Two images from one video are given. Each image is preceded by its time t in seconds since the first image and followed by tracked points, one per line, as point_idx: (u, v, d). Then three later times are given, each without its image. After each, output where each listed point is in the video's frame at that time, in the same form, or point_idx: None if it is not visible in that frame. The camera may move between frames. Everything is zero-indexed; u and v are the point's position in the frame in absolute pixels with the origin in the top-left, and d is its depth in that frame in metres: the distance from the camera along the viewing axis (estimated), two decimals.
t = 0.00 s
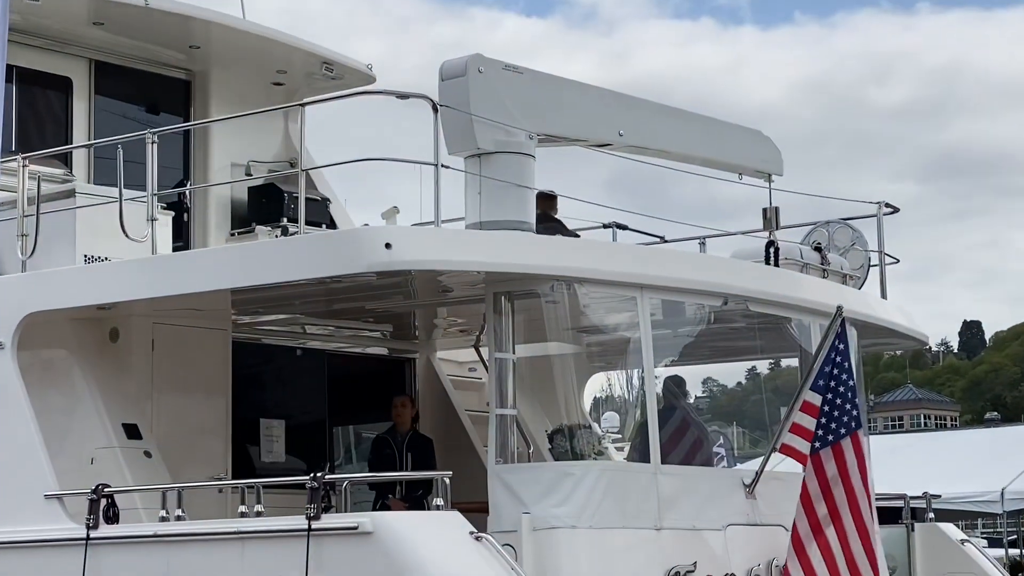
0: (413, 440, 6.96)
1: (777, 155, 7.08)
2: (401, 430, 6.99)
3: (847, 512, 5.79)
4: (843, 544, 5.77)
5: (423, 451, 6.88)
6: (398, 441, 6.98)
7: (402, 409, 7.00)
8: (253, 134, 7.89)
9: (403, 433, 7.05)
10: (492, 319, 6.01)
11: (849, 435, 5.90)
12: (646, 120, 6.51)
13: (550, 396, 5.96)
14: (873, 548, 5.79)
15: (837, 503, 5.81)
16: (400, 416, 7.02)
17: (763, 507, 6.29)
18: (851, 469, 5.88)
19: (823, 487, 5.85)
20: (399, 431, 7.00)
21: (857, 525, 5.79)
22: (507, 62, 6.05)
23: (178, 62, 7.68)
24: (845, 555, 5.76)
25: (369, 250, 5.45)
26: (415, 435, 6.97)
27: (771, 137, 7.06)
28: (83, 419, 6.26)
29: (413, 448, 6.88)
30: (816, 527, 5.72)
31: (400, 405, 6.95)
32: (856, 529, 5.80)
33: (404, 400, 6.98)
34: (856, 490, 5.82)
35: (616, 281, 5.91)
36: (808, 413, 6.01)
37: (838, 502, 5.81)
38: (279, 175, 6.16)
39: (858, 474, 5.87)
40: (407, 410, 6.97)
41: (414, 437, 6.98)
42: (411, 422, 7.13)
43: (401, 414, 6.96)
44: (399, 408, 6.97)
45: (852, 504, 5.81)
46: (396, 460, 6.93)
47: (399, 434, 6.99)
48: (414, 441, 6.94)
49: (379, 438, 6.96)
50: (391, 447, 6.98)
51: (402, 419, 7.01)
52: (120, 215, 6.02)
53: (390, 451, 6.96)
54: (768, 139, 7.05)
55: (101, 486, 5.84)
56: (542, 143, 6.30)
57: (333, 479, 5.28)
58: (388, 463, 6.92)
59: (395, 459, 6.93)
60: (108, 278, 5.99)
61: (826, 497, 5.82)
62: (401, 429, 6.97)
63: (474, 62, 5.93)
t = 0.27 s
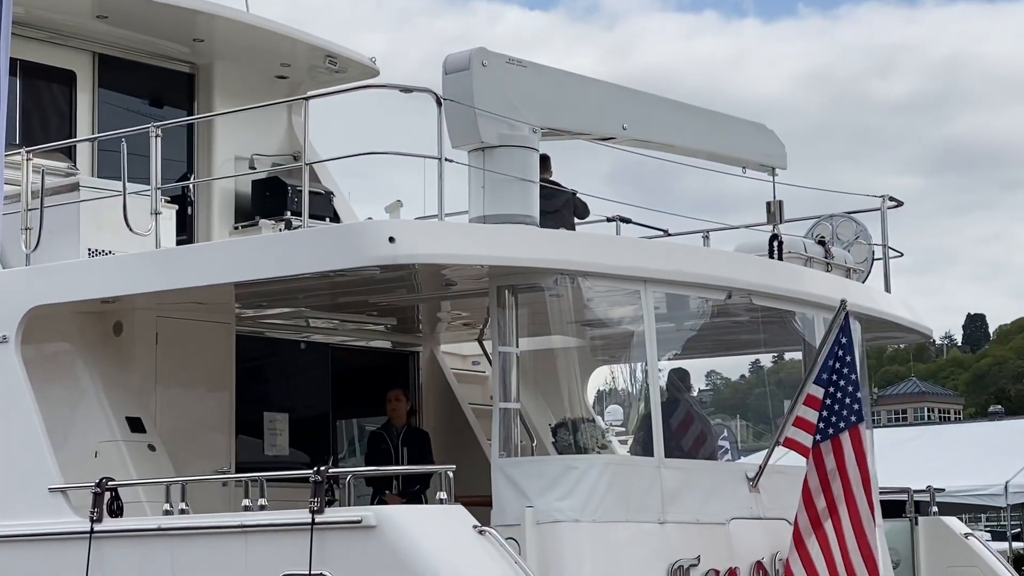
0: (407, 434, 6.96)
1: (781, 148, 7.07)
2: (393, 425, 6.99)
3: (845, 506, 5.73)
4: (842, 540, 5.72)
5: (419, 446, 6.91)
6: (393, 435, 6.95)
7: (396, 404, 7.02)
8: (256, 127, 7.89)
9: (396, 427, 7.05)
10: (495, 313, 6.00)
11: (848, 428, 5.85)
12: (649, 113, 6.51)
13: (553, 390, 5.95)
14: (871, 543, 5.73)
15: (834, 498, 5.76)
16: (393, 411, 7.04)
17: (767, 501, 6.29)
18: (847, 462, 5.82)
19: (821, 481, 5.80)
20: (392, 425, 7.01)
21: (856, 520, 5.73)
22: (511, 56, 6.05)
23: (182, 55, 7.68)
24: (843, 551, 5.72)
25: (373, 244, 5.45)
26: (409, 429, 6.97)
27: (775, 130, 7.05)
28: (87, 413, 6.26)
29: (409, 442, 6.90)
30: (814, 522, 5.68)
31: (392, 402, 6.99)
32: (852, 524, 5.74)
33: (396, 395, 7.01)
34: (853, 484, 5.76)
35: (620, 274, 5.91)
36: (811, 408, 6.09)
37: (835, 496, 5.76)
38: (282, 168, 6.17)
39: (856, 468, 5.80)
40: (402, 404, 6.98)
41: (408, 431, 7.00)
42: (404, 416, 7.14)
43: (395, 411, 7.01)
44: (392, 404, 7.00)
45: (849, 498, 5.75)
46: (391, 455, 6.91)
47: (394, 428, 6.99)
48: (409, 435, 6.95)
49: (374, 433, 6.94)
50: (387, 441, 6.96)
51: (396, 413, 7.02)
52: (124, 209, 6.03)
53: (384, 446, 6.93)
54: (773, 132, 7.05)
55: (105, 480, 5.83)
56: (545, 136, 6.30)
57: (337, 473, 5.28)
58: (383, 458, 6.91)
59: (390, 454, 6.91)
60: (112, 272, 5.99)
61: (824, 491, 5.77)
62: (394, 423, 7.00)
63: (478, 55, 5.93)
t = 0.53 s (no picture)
0: (393, 426, 7.34)
1: (786, 144, 7.07)
2: (382, 417, 7.33)
3: (855, 504, 5.77)
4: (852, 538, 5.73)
5: (404, 438, 7.30)
6: (379, 427, 7.33)
7: (385, 395, 7.32)
8: (261, 123, 7.89)
9: (380, 419, 7.38)
10: (500, 309, 6.02)
11: (856, 425, 5.93)
12: (655, 109, 6.51)
13: (558, 385, 5.96)
14: (882, 541, 5.75)
15: (845, 497, 5.79)
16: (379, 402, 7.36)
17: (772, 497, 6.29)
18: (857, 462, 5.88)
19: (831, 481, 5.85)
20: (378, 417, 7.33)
21: (866, 519, 5.76)
22: (516, 52, 6.05)
23: (187, 50, 7.68)
24: (854, 550, 5.73)
25: (378, 240, 5.45)
26: (394, 421, 7.34)
27: (780, 127, 7.05)
28: (92, 408, 6.26)
29: (395, 434, 7.30)
30: (826, 519, 5.70)
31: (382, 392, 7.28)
32: (862, 523, 5.77)
33: (384, 386, 7.30)
34: (863, 484, 5.81)
35: (624, 271, 5.91)
36: (817, 403, 6.04)
37: (845, 495, 5.79)
38: (287, 164, 6.17)
39: (864, 467, 5.86)
40: (389, 397, 7.33)
41: (393, 423, 7.36)
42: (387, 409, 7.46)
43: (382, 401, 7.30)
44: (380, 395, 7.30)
45: (858, 497, 5.79)
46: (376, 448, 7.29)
47: (381, 421, 7.32)
48: (395, 427, 7.34)
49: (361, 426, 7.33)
50: (372, 434, 7.33)
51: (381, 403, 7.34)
52: (129, 205, 6.03)
53: (371, 439, 7.32)
54: (778, 129, 7.05)
55: (111, 475, 5.83)
56: (550, 132, 6.30)
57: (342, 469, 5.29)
58: (371, 450, 7.30)
59: (376, 446, 7.29)
60: (117, 267, 6.00)
61: (835, 489, 5.81)
62: (381, 414, 7.32)
63: (483, 51, 5.92)
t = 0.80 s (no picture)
0: (384, 424, 7.17)
1: (793, 143, 7.07)
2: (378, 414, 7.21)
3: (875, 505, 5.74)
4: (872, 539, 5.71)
5: (392, 439, 7.08)
6: (371, 425, 7.21)
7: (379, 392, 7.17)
8: (267, 122, 7.89)
9: (376, 416, 7.24)
10: (506, 308, 5.99)
11: (869, 423, 5.98)
12: (661, 107, 6.51)
13: (565, 384, 5.98)
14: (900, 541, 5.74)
15: (863, 498, 5.77)
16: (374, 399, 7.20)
17: (780, 497, 6.26)
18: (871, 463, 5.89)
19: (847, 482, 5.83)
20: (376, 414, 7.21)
21: (885, 519, 5.74)
22: (522, 51, 6.04)
23: (194, 50, 7.68)
24: (874, 549, 5.70)
25: (386, 240, 5.46)
26: (387, 419, 7.16)
27: (787, 126, 7.05)
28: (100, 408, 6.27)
29: (382, 432, 7.10)
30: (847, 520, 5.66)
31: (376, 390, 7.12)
32: (880, 523, 5.75)
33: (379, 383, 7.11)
34: (880, 484, 5.80)
35: (631, 270, 5.91)
36: (823, 402, 6.05)
37: (863, 495, 5.77)
38: (294, 162, 6.17)
39: (879, 467, 5.86)
40: (382, 394, 7.16)
41: (384, 420, 7.19)
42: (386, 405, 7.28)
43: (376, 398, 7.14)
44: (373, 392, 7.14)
45: (876, 498, 5.77)
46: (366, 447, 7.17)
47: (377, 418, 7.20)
48: (384, 425, 7.16)
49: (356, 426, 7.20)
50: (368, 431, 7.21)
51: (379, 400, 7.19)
52: (136, 204, 6.04)
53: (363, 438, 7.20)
54: (784, 128, 7.05)
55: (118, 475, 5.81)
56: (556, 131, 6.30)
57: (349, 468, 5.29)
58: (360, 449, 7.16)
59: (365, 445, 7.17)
60: (124, 265, 5.99)
61: (853, 490, 5.79)
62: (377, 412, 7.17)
63: (489, 50, 5.93)
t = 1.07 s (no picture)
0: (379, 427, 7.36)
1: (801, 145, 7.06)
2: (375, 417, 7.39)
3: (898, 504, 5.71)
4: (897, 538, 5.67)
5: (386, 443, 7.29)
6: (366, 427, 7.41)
7: (377, 396, 7.34)
8: (275, 124, 7.88)
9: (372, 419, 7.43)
10: (515, 311, 6.02)
11: (886, 425, 5.93)
12: (670, 109, 6.50)
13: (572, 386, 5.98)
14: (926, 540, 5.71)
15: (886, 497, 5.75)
16: (373, 402, 7.38)
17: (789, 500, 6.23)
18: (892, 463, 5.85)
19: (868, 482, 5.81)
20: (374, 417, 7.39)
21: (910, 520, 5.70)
22: (529, 52, 6.04)
23: (201, 51, 7.67)
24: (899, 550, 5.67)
25: (393, 240, 5.47)
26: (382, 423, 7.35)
27: (796, 128, 7.04)
28: (108, 409, 6.28)
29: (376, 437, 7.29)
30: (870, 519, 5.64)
31: (374, 395, 7.32)
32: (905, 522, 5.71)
33: (378, 389, 7.31)
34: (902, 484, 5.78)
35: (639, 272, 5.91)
36: (831, 404, 6.03)
37: (885, 495, 5.75)
38: (303, 164, 6.17)
39: (899, 467, 5.84)
40: (380, 398, 7.33)
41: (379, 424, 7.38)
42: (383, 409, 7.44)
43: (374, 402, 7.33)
44: (371, 396, 7.34)
45: (899, 497, 5.74)
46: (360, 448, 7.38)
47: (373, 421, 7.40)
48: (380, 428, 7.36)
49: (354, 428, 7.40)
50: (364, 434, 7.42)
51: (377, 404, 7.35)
52: (145, 206, 6.04)
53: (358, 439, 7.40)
54: (793, 130, 7.04)
55: (126, 477, 5.80)
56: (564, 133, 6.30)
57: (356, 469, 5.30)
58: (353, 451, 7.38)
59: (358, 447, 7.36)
60: (132, 267, 6.00)
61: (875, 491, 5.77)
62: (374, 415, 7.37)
63: (497, 53, 5.96)
